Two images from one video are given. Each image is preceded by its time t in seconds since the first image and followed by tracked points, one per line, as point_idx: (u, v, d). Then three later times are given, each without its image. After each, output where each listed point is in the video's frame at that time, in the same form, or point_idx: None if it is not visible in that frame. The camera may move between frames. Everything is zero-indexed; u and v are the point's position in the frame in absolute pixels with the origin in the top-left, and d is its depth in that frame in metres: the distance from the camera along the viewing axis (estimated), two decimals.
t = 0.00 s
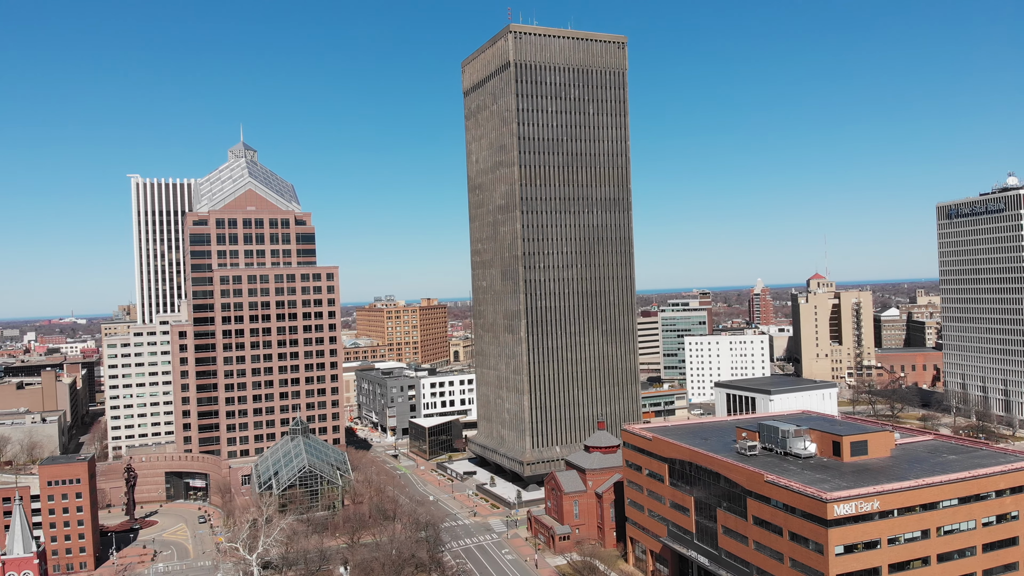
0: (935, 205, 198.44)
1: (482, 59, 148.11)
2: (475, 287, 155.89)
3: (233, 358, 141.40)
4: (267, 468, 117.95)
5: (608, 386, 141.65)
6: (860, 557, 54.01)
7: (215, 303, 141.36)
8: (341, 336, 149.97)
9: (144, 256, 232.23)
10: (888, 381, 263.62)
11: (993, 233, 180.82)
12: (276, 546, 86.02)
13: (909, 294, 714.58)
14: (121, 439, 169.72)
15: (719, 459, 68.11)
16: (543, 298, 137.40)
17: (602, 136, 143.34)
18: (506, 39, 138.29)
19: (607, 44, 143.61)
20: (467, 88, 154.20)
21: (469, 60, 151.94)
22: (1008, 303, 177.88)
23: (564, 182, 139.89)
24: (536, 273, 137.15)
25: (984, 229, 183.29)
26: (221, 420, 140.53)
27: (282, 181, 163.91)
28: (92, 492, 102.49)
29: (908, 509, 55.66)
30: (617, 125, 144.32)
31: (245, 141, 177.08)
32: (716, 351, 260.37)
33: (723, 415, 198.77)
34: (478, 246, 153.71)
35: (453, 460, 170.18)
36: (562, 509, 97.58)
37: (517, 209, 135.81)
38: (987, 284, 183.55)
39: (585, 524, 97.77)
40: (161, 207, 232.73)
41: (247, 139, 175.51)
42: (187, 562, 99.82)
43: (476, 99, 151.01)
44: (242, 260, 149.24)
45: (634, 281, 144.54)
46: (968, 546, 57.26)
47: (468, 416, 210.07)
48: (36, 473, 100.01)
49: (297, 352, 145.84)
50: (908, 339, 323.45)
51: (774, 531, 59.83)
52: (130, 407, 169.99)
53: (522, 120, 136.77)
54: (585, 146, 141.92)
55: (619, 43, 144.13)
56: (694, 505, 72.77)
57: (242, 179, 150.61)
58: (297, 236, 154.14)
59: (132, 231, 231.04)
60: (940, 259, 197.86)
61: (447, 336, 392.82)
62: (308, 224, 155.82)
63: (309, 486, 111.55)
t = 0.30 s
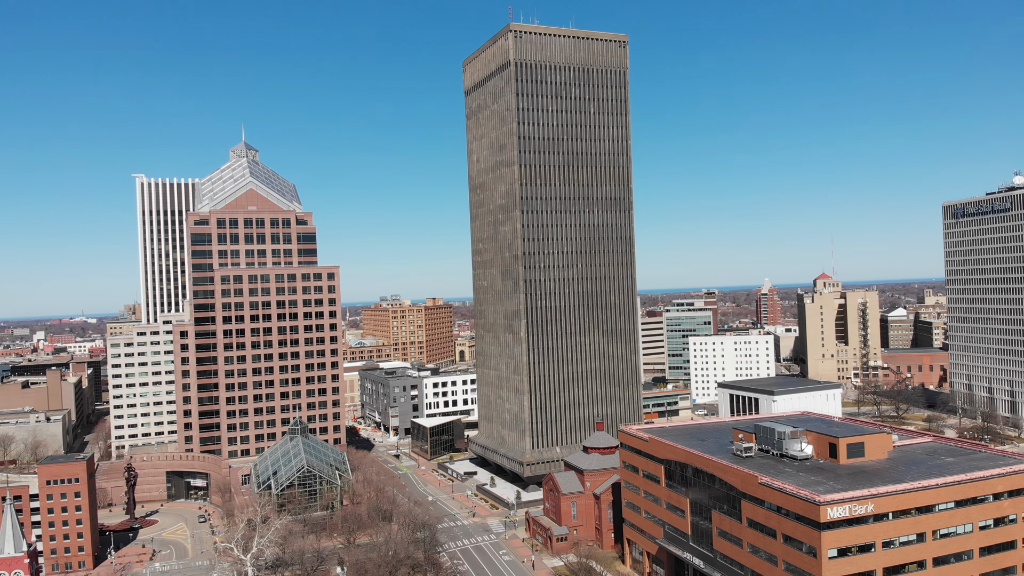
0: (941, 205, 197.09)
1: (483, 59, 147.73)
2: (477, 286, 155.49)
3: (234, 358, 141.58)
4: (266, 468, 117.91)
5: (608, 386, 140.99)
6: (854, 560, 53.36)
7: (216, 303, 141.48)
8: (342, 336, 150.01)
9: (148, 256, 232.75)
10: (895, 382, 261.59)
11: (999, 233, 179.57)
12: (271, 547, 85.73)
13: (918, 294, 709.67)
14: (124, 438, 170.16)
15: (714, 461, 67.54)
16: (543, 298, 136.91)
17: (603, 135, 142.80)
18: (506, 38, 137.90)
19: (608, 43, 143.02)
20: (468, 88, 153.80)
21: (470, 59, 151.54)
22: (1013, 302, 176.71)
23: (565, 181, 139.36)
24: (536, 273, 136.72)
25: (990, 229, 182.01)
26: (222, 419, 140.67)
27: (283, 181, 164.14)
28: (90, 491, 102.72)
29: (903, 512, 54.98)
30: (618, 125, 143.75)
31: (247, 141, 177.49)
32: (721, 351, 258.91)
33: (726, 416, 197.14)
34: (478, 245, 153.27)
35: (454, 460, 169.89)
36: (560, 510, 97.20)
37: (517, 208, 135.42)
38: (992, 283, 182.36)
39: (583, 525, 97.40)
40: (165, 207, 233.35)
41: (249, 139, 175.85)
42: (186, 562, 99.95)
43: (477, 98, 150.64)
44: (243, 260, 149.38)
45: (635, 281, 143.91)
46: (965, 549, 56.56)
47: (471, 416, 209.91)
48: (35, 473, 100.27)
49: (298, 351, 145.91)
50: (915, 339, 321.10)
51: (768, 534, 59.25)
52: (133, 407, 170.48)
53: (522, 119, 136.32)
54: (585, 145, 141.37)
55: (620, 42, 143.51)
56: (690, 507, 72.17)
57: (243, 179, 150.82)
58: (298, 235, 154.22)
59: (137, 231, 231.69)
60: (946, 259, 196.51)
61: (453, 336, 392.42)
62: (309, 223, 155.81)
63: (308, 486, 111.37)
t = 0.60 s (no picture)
0: (947, 204, 195.73)
1: (483, 58, 147.28)
2: (478, 286, 155.00)
3: (235, 358, 141.70)
4: (265, 467, 117.90)
5: (609, 387, 140.44)
6: (848, 564, 52.72)
7: (217, 302, 141.53)
8: (343, 336, 150.02)
9: (152, 255, 233.34)
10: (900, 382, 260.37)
11: (1004, 232, 178.39)
12: (266, 548, 85.63)
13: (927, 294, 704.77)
14: (127, 438, 170.71)
15: (709, 463, 67.03)
16: (543, 298, 136.45)
17: (604, 134, 142.22)
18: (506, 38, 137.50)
19: (609, 42, 142.46)
20: (469, 87, 153.23)
21: (471, 58, 151.04)
22: (1017, 302, 175.49)
23: (565, 181, 138.84)
24: (537, 273, 136.28)
25: (995, 228, 180.71)
26: (223, 419, 140.77)
27: (285, 181, 164.31)
28: (89, 490, 103.04)
29: (898, 515, 54.29)
30: (619, 124, 143.12)
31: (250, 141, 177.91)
32: (726, 352, 257.41)
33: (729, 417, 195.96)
34: (479, 245, 152.80)
35: (455, 460, 169.63)
36: (557, 511, 96.79)
37: (517, 208, 135.02)
38: (997, 283, 181.12)
39: (580, 526, 96.96)
40: (170, 207, 234.15)
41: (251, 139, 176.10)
42: (183, 561, 100.12)
43: (478, 97, 150.16)
44: (244, 260, 149.57)
45: (636, 281, 143.33)
46: (962, 553, 55.82)
47: (473, 417, 210.00)
48: (34, 472, 100.74)
49: (300, 351, 146.09)
50: (923, 339, 318.82)
51: (762, 537, 58.69)
52: (136, 406, 170.98)
53: (522, 118, 135.89)
54: (586, 145, 140.84)
55: (622, 40, 142.91)
56: (685, 509, 71.60)
57: (244, 178, 150.99)
58: (299, 235, 154.33)
59: (142, 231, 232.52)
60: (951, 259, 195.31)
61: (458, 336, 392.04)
62: (310, 223, 155.80)
63: (307, 486, 111.23)
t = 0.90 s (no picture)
0: (953, 204, 194.20)
1: (484, 57, 146.84)
2: (479, 287, 154.41)
3: (236, 358, 141.82)
4: (264, 467, 117.88)
5: (610, 387, 139.85)
6: (841, 568, 52.10)
7: (218, 302, 141.59)
8: (343, 336, 150.06)
9: (157, 255, 234.04)
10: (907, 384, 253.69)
11: (1010, 232, 176.91)
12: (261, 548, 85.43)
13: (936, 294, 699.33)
14: (131, 437, 171.22)
15: (704, 465, 66.47)
16: (544, 298, 135.91)
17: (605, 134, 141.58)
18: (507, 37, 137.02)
19: (611, 41, 141.91)
20: (471, 86, 152.76)
21: (472, 58, 150.58)
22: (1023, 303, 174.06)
23: (566, 181, 138.31)
24: (537, 273, 135.74)
25: (1001, 228, 179.21)
26: (224, 419, 140.79)
27: (286, 181, 164.42)
28: (88, 490, 103.25)
29: (893, 519, 53.61)
30: (621, 124, 142.53)
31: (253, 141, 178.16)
32: (731, 352, 256.08)
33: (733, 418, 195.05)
34: (480, 245, 152.33)
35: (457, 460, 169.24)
36: (556, 513, 96.30)
37: (517, 208, 134.55)
38: (1003, 283, 179.52)
39: (578, 527, 96.39)
40: (175, 207, 234.76)
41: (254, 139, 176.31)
42: (181, 561, 100.28)
43: (479, 97, 149.72)
44: (245, 260, 149.76)
45: (637, 281, 142.68)
46: (959, 558, 55.01)
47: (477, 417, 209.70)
48: (34, 471, 101.07)
49: (301, 351, 146.20)
50: (931, 340, 316.16)
51: (756, 540, 58.09)
52: (139, 406, 171.43)
53: (522, 118, 135.42)
54: (587, 144, 140.32)
55: (623, 40, 142.36)
56: (681, 511, 70.98)
57: (246, 178, 151.22)
58: (300, 235, 154.36)
59: (147, 231, 233.22)
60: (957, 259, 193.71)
61: (464, 336, 391.75)
62: (311, 223, 155.75)
63: (306, 486, 111.15)
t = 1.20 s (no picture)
0: (960, 203, 192.65)
1: (485, 57, 146.38)
2: (480, 286, 153.79)
3: (237, 358, 142.02)
4: (263, 467, 117.87)
5: (611, 388, 139.20)
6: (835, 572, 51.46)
7: (220, 302, 141.69)
8: (345, 336, 150.23)
9: (162, 255, 234.80)
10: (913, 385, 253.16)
11: (1016, 232, 175.18)
12: (257, 548, 85.18)
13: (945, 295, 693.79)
14: (134, 436, 171.61)
15: (699, 467, 65.94)
16: (545, 298, 135.44)
17: (607, 133, 140.93)
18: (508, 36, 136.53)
19: (613, 40, 141.29)
20: (472, 86, 152.25)
21: (474, 57, 150.09)
22: None
23: (567, 181, 137.76)
24: (537, 273, 135.26)
25: (1008, 228, 177.55)
26: (225, 419, 140.84)
27: (288, 180, 164.59)
28: (87, 489, 103.41)
29: (888, 522, 52.89)
30: (623, 123, 141.83)
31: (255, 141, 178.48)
32: (736, 352, 254.77)
33: (736, 419, 193.89)
34: (482, 245, 151.81)
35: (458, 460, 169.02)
36: (553, 514, 95.78)
37: (518, 208, 134.14)
38: (1009, 283, 177.84)
39: (577, 529, 95.83)
40: (180, 207, 235.43)
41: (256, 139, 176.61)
42: (180, 560, 100.39)
43: (480, 96, 149.11)
44: (247, 260, 149.98)
45: (639, 281, 142.02)
46: (955, 562, 54.24)
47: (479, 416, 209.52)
48: (33, 470, 101.26)
49: (302, 351, 146.40)
50: (939, 340, 313.60)
51: (750, 543, 57.52)
52: (143, 405, 171.83)
53: (523, 117, 134.98)
54: (589, 144, 139.74)
55: (625, 38, 141.69)
56: (677, 513, 70.43)
57: (247, 178, 151.47)
58: (301, 235, 154.43)
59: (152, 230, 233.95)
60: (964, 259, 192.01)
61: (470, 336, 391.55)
62: (313, 223, 155.92)
63: (304, 486, 111.09)
